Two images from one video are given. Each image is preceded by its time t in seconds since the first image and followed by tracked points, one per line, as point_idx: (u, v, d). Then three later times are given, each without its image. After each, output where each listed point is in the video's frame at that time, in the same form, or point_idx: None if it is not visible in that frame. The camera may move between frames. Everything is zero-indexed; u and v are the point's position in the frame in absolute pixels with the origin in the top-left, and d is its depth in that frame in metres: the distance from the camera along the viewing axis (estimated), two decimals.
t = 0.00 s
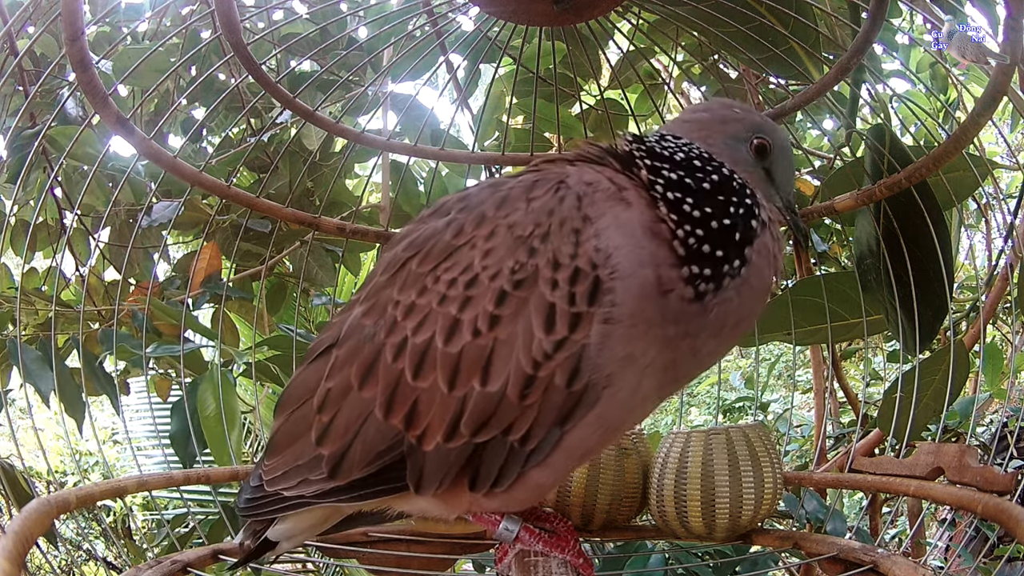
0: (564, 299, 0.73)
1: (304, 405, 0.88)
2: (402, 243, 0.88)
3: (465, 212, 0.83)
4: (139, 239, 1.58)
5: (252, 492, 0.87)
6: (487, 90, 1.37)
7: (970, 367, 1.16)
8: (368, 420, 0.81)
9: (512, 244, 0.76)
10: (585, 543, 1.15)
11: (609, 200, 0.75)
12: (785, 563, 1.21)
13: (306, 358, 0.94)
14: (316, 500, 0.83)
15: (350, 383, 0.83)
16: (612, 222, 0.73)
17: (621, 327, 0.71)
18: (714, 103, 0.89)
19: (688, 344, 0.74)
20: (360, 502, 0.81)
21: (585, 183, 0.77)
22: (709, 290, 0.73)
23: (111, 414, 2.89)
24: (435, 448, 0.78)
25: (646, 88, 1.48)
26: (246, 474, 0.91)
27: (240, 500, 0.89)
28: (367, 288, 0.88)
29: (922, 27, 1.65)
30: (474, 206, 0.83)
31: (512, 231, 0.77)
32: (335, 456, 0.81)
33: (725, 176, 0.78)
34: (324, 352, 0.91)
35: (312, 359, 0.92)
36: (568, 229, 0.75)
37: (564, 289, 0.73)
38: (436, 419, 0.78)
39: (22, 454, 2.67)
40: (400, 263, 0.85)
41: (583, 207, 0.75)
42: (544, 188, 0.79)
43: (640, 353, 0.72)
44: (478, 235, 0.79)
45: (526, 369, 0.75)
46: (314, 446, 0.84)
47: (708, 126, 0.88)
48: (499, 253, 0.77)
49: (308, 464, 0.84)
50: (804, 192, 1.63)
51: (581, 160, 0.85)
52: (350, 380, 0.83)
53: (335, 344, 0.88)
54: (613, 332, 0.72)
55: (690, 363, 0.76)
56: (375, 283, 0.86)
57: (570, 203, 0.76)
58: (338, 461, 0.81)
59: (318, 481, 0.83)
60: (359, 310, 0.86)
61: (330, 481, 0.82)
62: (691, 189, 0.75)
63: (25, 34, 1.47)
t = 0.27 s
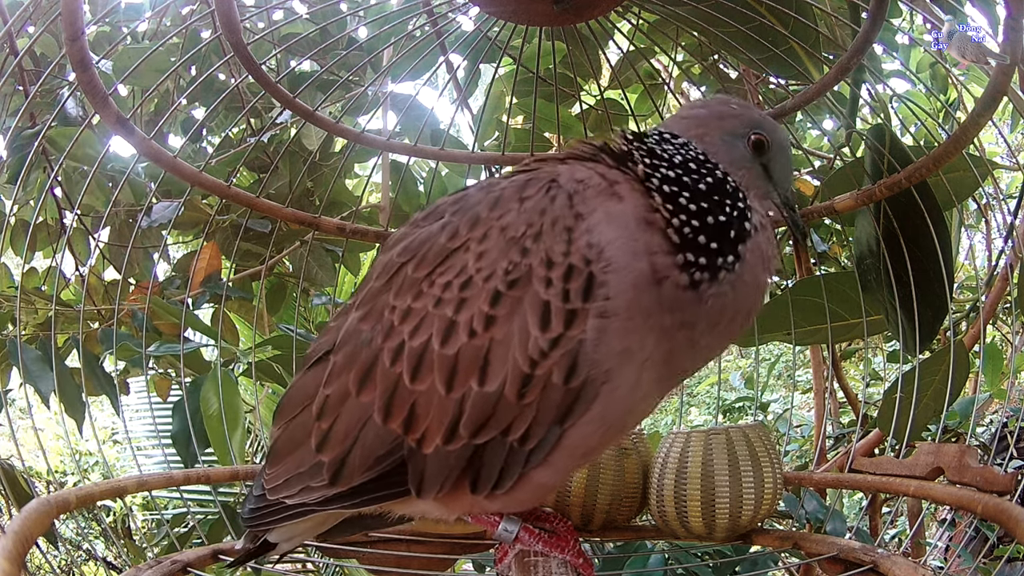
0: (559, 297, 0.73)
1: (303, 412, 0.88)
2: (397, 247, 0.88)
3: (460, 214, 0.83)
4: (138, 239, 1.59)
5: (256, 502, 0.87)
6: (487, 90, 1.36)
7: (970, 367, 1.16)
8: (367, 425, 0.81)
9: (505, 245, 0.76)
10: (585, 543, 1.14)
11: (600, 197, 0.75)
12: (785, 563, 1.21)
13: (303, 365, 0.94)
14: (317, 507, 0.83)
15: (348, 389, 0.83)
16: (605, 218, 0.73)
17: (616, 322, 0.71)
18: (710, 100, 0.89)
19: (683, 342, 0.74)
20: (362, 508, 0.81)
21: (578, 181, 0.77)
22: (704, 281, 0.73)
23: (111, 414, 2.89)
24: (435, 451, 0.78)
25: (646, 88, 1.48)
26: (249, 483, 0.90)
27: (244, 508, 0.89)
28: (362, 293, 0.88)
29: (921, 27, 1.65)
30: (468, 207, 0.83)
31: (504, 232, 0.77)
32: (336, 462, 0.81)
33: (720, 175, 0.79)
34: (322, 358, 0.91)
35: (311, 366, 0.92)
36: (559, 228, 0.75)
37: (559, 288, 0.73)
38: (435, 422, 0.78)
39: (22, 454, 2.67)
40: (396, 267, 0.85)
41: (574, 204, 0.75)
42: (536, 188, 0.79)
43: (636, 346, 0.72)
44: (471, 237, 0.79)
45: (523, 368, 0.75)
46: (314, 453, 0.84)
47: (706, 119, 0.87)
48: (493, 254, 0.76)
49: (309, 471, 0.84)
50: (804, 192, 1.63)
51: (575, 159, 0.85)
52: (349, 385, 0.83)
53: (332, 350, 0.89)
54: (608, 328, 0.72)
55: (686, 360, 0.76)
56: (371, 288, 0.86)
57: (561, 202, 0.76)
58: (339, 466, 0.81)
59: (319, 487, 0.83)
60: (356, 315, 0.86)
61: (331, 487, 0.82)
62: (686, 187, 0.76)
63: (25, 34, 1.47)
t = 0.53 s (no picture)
0: (561, 298, 0.73)
1: (304, 411, 0.88)
2: (398, 247, 0.88)
3: (462, 214, 0.83)
4: (138, 239, 1.58)
5: (256, 501, 0.87)
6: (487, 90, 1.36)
7: (970, 367, 1.16)
8: (368, 424, 0.81)
9: (507, 246, 0.76)
10: (585, 543, 1.14)
11: (603, 198, 0.75)
12: (785, 563, 1.21)
13: (304, 363, 0.94)
14: (318, 506, 0.83)
15: (349, 389, 0.83)
16: (605, 218, 0.74)
17: (618, 322, 0.72)
18: (687, 94, 0.91)
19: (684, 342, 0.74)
20: (363, 507, 0.80)
21: (580, 182, 0.78)
22: (701, 282, 0.73)
23: (111, 415, 2.89)
24: (436, 450, 0.78)
25: (646, 88, 1.48)
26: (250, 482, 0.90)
27: (244, 507, 0.89)
28: (364, 293, 0.88)
29: (921, 27, 1.65)
30: (470, 207, 0.83)
31: (507, 233, 0.77)
32: (336, 461, 0.81)
33: (705, 172, 0.80)
34: (323, 357, 0.91)
35: (312, 364, 0.92)
36: (562, 230, 0.75)
37: (561, 289, 0.73)
38: (436, 422, 0.78)
39: (22, 454, 2.67)
40: (397, 268, 0.85)
41: (577, 206, 0.75)
42: (539, 189, 0.79)
43: (638, 348, 0.72)
44: (474, 238, 0.79)
45: (525, 369, 0.75)
46: (315, 452, 0.83)
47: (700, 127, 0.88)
48: (495, 255, 0.76)
49: (309, 470, 0.83)
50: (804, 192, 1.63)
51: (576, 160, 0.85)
52: (350, 385, 0.83)
53: (334, 349, 0.89)
54: (611, 330, 0.72)
55: (687, 361, 0.76)
56: (372, 288, 0.86)
57: (564, 203, 0.76)
58: (340, 465, 0.81)
59: (319, 486, 0.82)
60: (357, 314, 0.86)
61: (331, 486, 0.81)
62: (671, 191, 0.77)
63: (25, 34, 1.47)
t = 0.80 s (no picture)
0: (561, 303, 0.73)
1: (304, 410, 0.88)
2: (398, 250, 0.88)
3: (463, 217, 0.83)
4: (139, 239, 1.58)
5: (255, 500, 0.87)
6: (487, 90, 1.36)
7: (970, 367, 1.16)
8: (368, 426, 0.81)
9: (508, 250, 0.76)
10: (585, 544, 1.14)
11: (604, 201, 0.75)
12: (785, 563, 1.21)
13: (304, 363, 0.94)
14: (318, 506, 0.83)
15: (349, 390, 0.83)
16: (608, 229, 0.72)
17: (617, 332, 0.71)
18: (701, 107, 0.86)
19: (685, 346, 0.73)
20: (362, 507, 0.81)
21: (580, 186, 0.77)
22: (698, 288, 0.71)
23: (111, 414, 2.89)
24: (436, 453, 0.78)
25: (646, 88, 1.48)
26: (249, 481, 0.91)
27: (243, 506, 0.89)
28: (364, 295, 0.88)
29: (922, 27, 1.65)
30: (470, 210, 0.83)
31: (507, 237, 0.77)
32: (336, 462, 0.81)
33: (703, 176, 0.78)
34: (323, 357, 0.91)
35: (312, 364, 0.92)
36: (563, 234, 0.74)
37: (562, 294, 0.73)
38: (436, 425, 0.78)
39: (22, 454, 2.67)
40: (397, 270, 0.85)
41: (578, 212, 0.74)
42: (539, 193, 0.78)
43: (634, 358, 0.72)
44: (475, 242, 0.79)
45: (525, 374, 0.75)
46: (314, 452, 0.84)
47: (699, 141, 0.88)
48: (496, 259, 0.76)
49: (309, 470, 0.84)
50: (804, 192, 1.63)
51: (576, 162, 0.85)
52: (350, 386, 0.83)
53: (334, 350, 0.89)
54: (610, 336, 0.72)
55: (687, 366, 0.75)
56: (372, 290, 0.86)
57: (565, 208, 0.75)
58: (339, 466, 0.81)
59: (319, 486, 0.83)
60: (357, 316, 0.86)
61: (331, 486, 0.82)
62: (677, 196, 0.75)
63: (25, 34, 1.47)
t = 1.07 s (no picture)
0: (561, 303, 0.73)
1: (304, 411, 0.88)
2: (397, 250, 0.88)
3: (462, 218, 0.83)
4: (139, 239, 1.58)
5: (256, 501, 0.87)
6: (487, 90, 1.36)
7: (970, 367, 1.16)
8: (367, 426, 0.81)
9: (507, 251, 0.76)
10: (585, 543, 1.14)
11: (603, 202, 0.75)
12: (785, 563, 1.21)
13: (304, 364, 0.94)
14: (318, 507, 0.83)
15: (349, 390, 0.83)
16: (608, 228, 0.73)
17: (617, 331, 0.71)
18: (701, 101, 0.87)
19: (684, 346, 0.73)
20: (362, 508, 0.81)
21: (580, 186, 0.77)
22: (696, 285, 0.71)
23: (111, 414, 2.90)
24: (436, 453, 0.78)
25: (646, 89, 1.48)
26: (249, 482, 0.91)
27: (243, 507, 0.89)
28: (363, 295, 0.88)
29: (921, 27, 1.65)
30: (470, 210, 0.83)
31: (507, 238, 0.77)
32: (336, 463, 0.81)
33: (701, 173, 0.78)
34: (322, 358, 0.91)
35: (312, 364, 0.92)
36: (562, 235, 0.74)
37: (561, 294, 0.73)
38: (436, 425, 0.78)
39: (22, 454, 2.67)
40: (397, 270, 0.85)
41: (577, 212, 0.75)
42: (539, 193, 0.79)
43: (635, 356, 0.72)
44: (475, 242, 0.79)
45: (524, 374, 0.75)
46: (315, 453, 0.84)
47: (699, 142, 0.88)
48: (495, 260, 0.76)
49: (308, 471, 0.84)
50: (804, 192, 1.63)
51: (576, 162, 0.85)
52: (349, 387, 0.83)
53: (333, 350, 0.89)
54: (610, 336, 0.72)
55: (687, 366, 0.75)
56: (372, 290, 0.86)
57: (565, 208, 0.75)
58: (339, 467, 0.81)
59: (319, 487, 0.83)
60: (357, 316, 0.86)
61: (331, 487, 0.82)
62: (674, 194, 0.75)
63: (25, 34, 1.47)
